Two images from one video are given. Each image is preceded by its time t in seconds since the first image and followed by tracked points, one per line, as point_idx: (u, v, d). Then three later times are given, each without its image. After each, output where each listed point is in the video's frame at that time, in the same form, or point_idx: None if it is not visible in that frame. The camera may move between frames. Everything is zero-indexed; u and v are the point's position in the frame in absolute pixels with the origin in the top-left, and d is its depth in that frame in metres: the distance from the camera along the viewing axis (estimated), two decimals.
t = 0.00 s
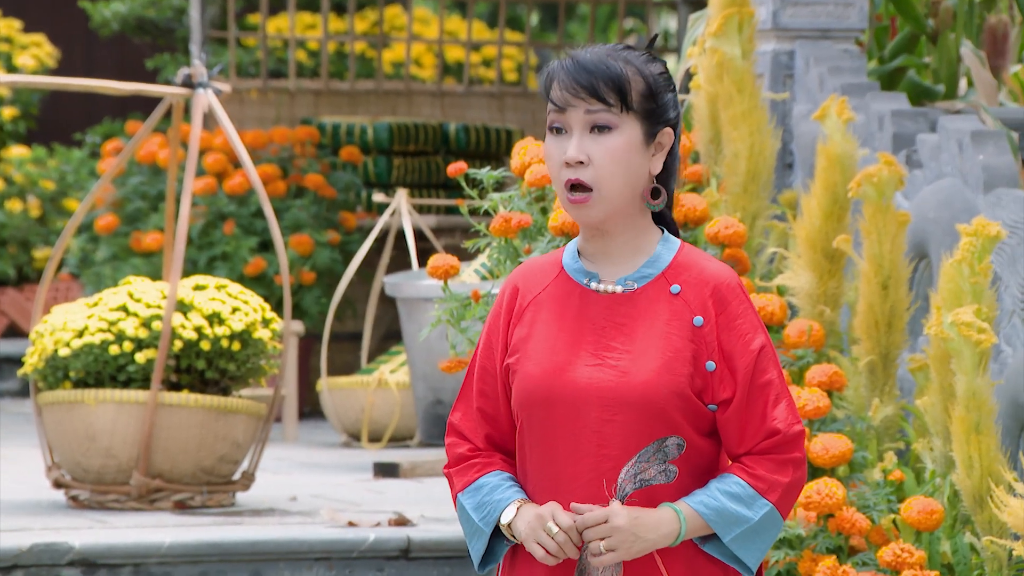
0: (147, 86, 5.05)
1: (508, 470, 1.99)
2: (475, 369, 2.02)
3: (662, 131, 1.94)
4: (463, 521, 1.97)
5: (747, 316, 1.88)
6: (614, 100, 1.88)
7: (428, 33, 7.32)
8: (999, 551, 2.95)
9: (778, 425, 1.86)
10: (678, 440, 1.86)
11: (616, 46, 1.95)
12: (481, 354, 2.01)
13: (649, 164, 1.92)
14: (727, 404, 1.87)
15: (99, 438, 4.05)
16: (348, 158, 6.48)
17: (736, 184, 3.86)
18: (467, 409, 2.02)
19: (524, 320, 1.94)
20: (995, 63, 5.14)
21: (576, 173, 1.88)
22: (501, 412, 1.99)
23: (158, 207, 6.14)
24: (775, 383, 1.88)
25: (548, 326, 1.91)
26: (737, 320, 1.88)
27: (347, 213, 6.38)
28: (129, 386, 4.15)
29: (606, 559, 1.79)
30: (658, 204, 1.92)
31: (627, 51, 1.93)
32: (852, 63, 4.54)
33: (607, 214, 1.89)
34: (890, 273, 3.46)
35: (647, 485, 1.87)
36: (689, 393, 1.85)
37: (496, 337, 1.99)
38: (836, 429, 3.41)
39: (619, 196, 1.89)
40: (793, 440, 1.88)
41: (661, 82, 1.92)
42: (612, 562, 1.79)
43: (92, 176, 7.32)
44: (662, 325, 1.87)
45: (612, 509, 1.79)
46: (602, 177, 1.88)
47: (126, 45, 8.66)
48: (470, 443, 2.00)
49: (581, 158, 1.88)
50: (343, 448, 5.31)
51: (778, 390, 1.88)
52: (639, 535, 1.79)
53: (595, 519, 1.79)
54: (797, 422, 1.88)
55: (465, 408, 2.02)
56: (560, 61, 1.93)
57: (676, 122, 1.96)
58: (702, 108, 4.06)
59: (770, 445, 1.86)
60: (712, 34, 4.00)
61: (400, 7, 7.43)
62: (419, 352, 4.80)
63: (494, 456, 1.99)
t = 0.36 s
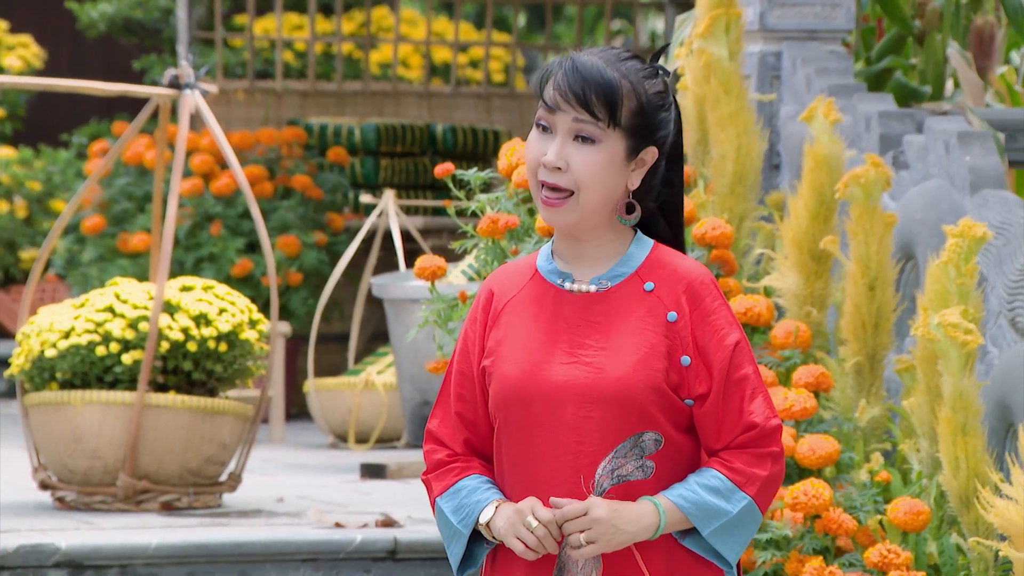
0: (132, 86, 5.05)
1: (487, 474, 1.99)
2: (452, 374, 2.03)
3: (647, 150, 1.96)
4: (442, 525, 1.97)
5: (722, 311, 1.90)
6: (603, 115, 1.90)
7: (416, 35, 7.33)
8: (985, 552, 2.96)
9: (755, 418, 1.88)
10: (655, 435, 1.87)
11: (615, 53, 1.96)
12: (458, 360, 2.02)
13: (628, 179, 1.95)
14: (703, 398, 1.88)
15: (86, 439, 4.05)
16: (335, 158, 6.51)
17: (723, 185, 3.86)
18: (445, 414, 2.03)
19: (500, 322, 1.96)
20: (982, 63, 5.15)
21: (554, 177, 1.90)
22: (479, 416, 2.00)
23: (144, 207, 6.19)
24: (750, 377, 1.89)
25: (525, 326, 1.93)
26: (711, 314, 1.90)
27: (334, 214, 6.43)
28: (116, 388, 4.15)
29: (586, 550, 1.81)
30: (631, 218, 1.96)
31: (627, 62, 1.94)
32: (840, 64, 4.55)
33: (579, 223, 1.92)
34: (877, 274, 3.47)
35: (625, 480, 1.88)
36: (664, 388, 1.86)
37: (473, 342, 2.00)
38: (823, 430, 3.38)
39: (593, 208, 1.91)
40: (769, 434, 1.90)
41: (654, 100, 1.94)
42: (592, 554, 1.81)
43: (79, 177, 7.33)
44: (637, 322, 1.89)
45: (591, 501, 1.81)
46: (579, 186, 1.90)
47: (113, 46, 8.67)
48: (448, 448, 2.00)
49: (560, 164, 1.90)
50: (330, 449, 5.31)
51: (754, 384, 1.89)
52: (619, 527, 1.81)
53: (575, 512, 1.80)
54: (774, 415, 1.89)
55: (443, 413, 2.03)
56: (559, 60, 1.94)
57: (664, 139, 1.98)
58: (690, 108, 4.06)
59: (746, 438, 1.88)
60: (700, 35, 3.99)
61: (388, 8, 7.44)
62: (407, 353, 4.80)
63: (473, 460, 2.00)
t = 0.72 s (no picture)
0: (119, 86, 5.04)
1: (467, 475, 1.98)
2: (430, 373, 2.00)
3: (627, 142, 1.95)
4: (425, 529, 1.96)
5: (705, 314, 1.89)
6: (594, 107, 1.88)
7: (404, 35, 7.34)
8: (975, 554, 2.96)
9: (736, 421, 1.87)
10: (638, 437, 1.86)
11: (586, 51, 1.95)
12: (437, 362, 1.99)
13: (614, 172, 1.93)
14: (686, 401, 1.87)
15: (74, 441, 4.04)
16: (324, 160, 6.51)
17: (711, 186, 3.85)
18: (423, 415, 2.00)
19: (481, 322, 1.93)
20: (971, 65, 5.14)
21: (549, 175, 1.87)
22: (458, 416, 1.98)
23: (131, 208, 6.20)
24: (733, 381, 1.88)
25: (506, 327, 1.90)
26: (695, 317, 1.89)
27: (322, 215, 6.47)
28: (104, 390, 4.14)
29: (572, 555, 1.79)
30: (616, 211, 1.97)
31: (599, 58, 1.94)
32: (828, 66, 4.54)
33: (574, 221, 1.89)
34: (867, 274, 3.46)
35: (609, 483, 1.86)
36: (647, 391, 1.85)
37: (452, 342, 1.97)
38: (813, 431, 3.34)
39: (588, 203, 1.88)
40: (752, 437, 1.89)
41: (632, 92, 1.94)
42: (578, 559, 1.78)
43: (66, 178, 7.33)
44: (621, 324, 1.87)
45: (577, 505, 1.79)
46: (576, 180, 1.87)
47: (100, 47, 8.66)
48: (428, 449, 1.99)
49: (556, 160, 1.86)
50: (319, 451, 5.31)
51: (736, 387, 1.88)
52: (605, 531, 1.79)
53: (561, 516, 1.78)
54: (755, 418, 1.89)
55: (421, 413, 2.01)
56: (537, 62, 1.92)
57: (636, 133, 1.98)
58: (679, 109, 4.05)
59: (729, 440, 1.87)
60: (688, 36, 3.99)
61: (376, 9, 7.45)
62: (395, 355, 4.80)
63: (453, 461, 1.98)
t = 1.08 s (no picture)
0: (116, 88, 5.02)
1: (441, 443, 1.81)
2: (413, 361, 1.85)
3: (620, 126, 1.82)
4: (393, 480, 1.77)
5: (708, 324, 1.77)
6: (582, 93, 1.75)
7: (404, 37, 7.32)
8: (977, 558, 2.94)
9: (732, 437, 1.75)
10: (633, 446, 1.73)
11: (566, 45, 1.83)
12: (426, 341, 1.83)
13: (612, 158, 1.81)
14: (684, 413, 1.75)
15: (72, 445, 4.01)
16: (324, 161, 6.53)
17: (713, 189, 3.82)
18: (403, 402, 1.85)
19: (476, 311, 1.80)
20: (973, 66, 5.12)
21: (549, 168, 1.74)
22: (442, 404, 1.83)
23: (129, 210, 6.18)
24: (732, 394, 1.76)
25: (503, 321, 1.77)
26: (697, 326, 1.76)
27: (322, 218, 6.46)
28: (102, 393, 4.11)
29: None
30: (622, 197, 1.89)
31: (580, 47, 1.81)
32: (831, 68, 4.52)
33: (580, 211, 1.76)
34: (868, 278, 3.45)
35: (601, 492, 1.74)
36: (646, 399, 1.72)
37: (441, 328, 1.83)
38: (815, 435, 3.33)
39: (593, 190, 1.75)
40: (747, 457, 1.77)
41: (619, 75, 1.81)
42: None
43: (64, 181, 7.31)
44: (623, 328, 1.74)
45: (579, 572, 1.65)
46: (577, 170, 1.74)
47: (97, 49, 8.65)
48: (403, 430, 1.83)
49: (554, 152, 1.73)
50: (318, 456, 5.29)
51: (735, 401, 1.76)
52: None
53: None
54: (750, 435, 1.76)
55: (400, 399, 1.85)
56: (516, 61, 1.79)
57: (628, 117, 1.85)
58: (680, 112, 4.03)
59: (727, 456, 1.75)
60: (690, 38, 3.97)
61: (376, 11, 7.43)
62: (394, 359, 4.77)
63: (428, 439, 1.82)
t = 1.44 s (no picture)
0: (117, 91, 5.02)
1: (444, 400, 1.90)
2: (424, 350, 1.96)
3: (614, 133, 1.89)
4: (388, 425, 1.86)
5: (706, 345, 1.86)
6: (572, 119, 1.82)
7: (404, 40, 7.32)
8: (979, 563, 2.92)
9: (718, 460, 1.84)
10: (622, 458, 1.82)
11: (543, 62, 1.88)
12: (438, 333, 1.94)
13: (613, 166, 1.88)
14: (676, 430, 1.84)
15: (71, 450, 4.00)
16: (324, 165, 6.58)
17: (714, 193, 3.81)
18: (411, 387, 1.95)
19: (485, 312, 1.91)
20: (976, 70, 5.11)
21: (558, 202, 1.81)
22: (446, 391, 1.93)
23: (129, 214, 6.18)
24: (723, 420, 1.85)
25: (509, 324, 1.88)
26: (697, 346, 1.85)
27: (322, 222, 6.53)
28: (102, 398, 4.10)
29: None
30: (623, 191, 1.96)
31: (556, 65, 1.86)
32: (832, 71, 4.51)
33: (593, 231, 1.84)
34: (870, 282, 3.44)
35: (587, 500, 1.83)
36: (640, 413, 1.82)
37: (452, 322, 1.94)
38: (817, 439, 3.29)
39: (602, 209, 1.84)
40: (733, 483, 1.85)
41: (602, 85, 1.87)
42: None
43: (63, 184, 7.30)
44: (623, 341, 1.83)
45: None
46: (584, 195, 1.82)
47: (97, 53, 8.65)
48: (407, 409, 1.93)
49: (559, 186, 1.81)
50: (318, 460, 5.28)
51: (725, 426, 1.85)
52: None
53: None
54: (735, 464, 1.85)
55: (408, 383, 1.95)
56: (500, 96, 1.85)
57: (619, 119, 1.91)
58: (681, 116, 4.01)
59: (710, 478, 1.83)
60: (691, 41, 3.96)
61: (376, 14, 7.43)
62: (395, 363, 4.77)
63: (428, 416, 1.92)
